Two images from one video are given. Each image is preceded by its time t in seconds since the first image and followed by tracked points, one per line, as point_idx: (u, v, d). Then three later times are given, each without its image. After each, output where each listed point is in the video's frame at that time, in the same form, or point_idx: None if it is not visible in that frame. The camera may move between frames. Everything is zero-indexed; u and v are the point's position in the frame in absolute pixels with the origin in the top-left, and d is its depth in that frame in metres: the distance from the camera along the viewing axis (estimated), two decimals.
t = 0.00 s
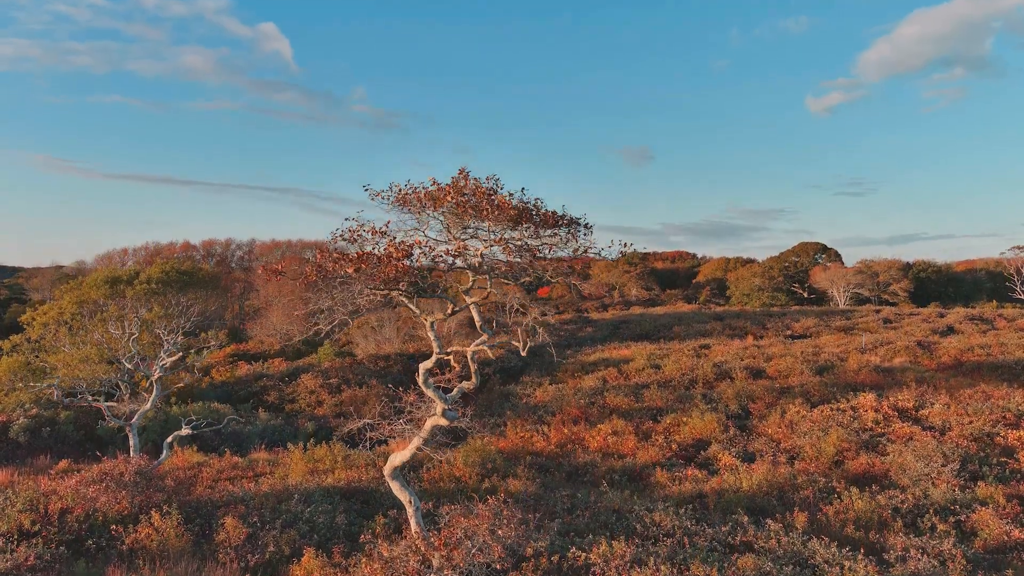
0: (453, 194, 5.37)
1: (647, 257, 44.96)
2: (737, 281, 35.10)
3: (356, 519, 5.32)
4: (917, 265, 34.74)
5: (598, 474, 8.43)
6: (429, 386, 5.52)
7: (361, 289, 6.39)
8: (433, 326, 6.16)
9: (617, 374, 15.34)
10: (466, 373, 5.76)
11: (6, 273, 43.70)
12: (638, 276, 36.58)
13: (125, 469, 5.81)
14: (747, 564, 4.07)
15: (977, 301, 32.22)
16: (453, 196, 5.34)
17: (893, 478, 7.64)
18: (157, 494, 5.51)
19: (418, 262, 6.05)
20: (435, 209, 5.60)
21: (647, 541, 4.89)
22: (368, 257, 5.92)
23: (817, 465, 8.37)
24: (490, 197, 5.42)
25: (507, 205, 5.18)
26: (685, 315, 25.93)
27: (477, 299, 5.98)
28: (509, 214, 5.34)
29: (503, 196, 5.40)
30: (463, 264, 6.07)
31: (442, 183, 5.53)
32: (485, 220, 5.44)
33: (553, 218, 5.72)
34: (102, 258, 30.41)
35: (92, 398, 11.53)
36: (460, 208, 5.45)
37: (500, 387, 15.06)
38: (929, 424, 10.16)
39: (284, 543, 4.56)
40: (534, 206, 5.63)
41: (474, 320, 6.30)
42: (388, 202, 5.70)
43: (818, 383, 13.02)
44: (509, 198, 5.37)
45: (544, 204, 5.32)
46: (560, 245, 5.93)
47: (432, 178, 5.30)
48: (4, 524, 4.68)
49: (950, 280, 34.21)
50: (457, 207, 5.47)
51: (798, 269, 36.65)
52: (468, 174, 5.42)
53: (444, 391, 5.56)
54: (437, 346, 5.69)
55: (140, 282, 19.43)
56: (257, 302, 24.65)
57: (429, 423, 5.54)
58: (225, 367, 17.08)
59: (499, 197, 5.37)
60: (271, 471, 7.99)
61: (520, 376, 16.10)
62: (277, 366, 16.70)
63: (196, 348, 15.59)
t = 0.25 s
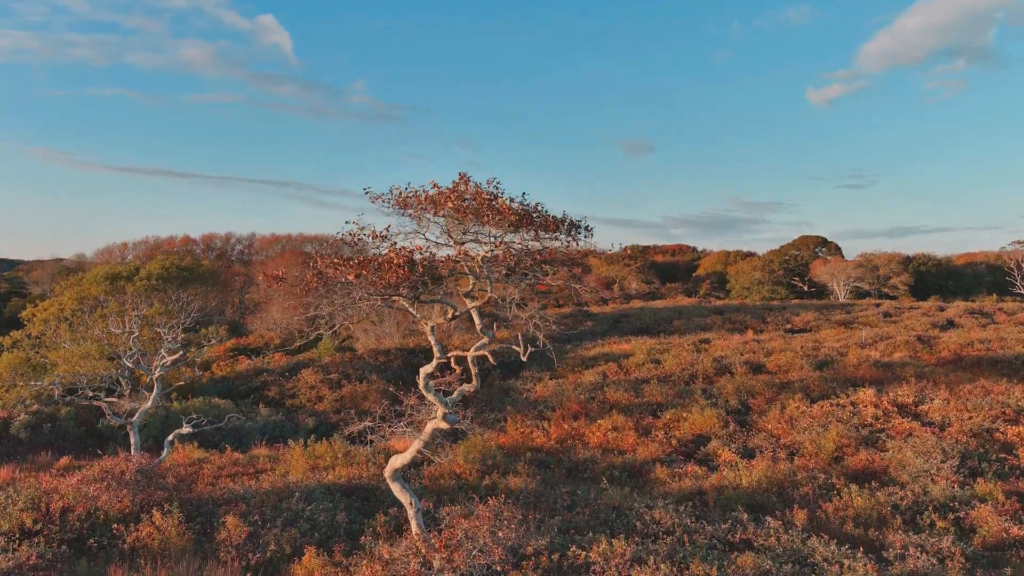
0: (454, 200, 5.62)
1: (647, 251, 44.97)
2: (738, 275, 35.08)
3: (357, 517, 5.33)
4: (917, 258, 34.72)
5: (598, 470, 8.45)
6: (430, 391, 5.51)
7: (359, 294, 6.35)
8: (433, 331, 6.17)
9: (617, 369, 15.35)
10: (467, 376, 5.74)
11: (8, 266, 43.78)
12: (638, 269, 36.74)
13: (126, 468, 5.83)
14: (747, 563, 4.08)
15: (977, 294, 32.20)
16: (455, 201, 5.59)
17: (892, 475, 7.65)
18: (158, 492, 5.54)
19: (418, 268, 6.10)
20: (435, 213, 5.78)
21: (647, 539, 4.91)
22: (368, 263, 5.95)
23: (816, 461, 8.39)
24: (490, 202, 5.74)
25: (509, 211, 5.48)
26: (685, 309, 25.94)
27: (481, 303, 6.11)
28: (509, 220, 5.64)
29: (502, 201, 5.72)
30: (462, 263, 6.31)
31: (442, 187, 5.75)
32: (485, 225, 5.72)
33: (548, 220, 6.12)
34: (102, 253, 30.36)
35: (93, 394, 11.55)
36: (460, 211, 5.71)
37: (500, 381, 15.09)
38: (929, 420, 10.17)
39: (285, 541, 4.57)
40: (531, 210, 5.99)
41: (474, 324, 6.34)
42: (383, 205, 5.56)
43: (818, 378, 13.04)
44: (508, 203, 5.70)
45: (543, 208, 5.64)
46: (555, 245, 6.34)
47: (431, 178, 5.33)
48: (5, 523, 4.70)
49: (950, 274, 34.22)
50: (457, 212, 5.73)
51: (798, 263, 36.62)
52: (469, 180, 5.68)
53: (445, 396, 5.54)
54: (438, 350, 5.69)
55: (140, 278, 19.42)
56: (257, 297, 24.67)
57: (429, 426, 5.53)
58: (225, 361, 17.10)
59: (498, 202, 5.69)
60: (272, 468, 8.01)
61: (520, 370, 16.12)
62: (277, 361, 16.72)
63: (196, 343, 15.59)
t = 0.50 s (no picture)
0: (455, 203, 5.69)
1: (647, 244, 44.93)
2: (738, 268, 35.05)
3: (358, 514, 5.34)
4: (918, 251, 34.68)
5: (598, 466, 8.47)
6: (430, 393, 5.50)
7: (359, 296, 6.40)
8: (434, 338, 6.17)
9: (617, 363, 15.37)
10: (466, 379, 5.73)
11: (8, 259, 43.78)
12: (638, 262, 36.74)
13: (127, 466, 5.84)
14: (746, 561, 4.09)
15: (977, 287, 32.19)
16: (456, 205, 5.66)
17: (892, 471, 7.67)
18: (159, 489, 5.56)
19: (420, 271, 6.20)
20: (436, 216, 5.84)
21: (647, 537, 4.93)
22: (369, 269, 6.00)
23: (816, 457, 8.41)
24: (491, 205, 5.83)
25: (510, 215, 5.54)
26: (685, 302, 25.94)
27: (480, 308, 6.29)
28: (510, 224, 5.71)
29: (503, 205, 5.80)
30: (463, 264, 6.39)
31: (443, 191, 5.82)
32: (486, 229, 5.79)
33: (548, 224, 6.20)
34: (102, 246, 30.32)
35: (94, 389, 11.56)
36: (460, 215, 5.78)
37: (500, 376, 15.12)
38: (929, 415, 10.19)
39: (286, 539, 4.59)
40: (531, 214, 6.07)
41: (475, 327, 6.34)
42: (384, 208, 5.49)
43: (818, 373, 13.05)
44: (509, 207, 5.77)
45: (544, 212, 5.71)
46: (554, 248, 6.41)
47: (430, 180, 5.37)
48: (7, 521, 4.72)
49: (950, 267, 34.19)
50: (458, 215, 5.80)
51: (799, 256, 36.58)
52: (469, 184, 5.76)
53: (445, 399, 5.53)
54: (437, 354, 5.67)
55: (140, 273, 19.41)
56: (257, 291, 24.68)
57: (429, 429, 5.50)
58: (226, 356, 17.12)
59: (499, 206, 5.77)
60: (273, 464, 8.04)
61: (520, 365, 16.15)
62: (277, 355, 16.74)
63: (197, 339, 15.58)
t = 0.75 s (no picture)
0: (456, 207, 5.77)
1: (647, 236, 44.85)
2: (738, 259, 35.02)
3: (359, 511, 5.36)
4: (918, 243, 34.63)
5: (598, 461, 8.50)
6: (431, 395, 5.49)
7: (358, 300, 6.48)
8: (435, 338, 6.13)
9: (617, 356, 15.39)
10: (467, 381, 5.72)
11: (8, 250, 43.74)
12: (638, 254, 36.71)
13: (129, 462, 5.86)
14: (746, 557, 4.10)
15: (977, 279, 32.16)
16: (457, 207, 5.74)
17: (891, 465, 7.69)
18: (161, 485, 5.57)
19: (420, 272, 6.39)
20: (436, 219, 5.94)
21: (647, 533, 4.95)
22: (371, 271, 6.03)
23: (816, 452, 8.43)
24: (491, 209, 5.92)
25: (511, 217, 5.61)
26: (685, 294, 25.92)
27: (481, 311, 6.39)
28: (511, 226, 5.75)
29: (502, 209, 5.90)
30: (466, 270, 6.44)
31: (443, 194, 5.93)
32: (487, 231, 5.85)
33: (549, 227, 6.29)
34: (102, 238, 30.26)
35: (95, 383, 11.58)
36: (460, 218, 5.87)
37: (500, 369, 15.15)
38: (928, 409, 10.20)
39: (287, 536, 4.60)
40: (532, 217, 6.15)
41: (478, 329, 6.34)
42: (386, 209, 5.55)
43: (818, 366, 13.07)
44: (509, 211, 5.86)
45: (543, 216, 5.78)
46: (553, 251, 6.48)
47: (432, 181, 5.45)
48: (10, 518, 4.74)
49: (950, 258, 34.16)
50: (460, 218, 5.87)
51: (799, 248, 36.54)
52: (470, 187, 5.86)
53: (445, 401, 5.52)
54: (438, 358, 5.68)
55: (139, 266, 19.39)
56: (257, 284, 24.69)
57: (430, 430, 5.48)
58: (226, 349, 17.13)
59: (500, 209, 5.84)
60: (274, 459, 8.06)
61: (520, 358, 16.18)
62: (278, 348, 16.75)
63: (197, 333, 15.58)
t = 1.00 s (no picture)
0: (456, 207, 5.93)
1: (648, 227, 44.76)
2: (738, 250, 34.94)
3: (360, 506, 5.38)
4: (919, 233, 34.56)
5: (598, 454, 8.53)
6: (432, 397, 5.47)
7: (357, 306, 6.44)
8: (436, 339, 6.03)
9: (617, 348, 15.39)
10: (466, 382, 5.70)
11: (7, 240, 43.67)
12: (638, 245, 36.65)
13: (130, 458, 5.88)
14: (746, 553, 4.11)
15: (977, 270, 32.11)
16: (458, 210, 5.90)
17: (890, 459, 7.71)
18: (162, 481, 5.59)
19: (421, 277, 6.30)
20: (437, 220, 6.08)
21: (647, 528, 4.97)
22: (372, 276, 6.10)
23: (815, 445, 8.46)
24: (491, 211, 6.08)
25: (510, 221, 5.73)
26: (685, 285, 25.90)
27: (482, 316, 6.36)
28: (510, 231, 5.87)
29: (501, 211, 6.03)
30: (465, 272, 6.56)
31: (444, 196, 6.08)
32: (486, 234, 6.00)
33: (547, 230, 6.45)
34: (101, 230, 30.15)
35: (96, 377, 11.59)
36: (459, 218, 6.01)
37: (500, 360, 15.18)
38: (928, 402, 10.22)
39: (289, 531, 4.62)
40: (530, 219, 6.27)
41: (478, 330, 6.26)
42: (386, 210, 5.58)
43: (817, 358, 13.08)
44: (508, 214, 6.01)
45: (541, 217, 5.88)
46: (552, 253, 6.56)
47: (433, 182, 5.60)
48: (12, 514, 4.77)
49: (950, 249, 34.11)
50: (460, 220, 6.03)
51: (799, 239, 36.45)
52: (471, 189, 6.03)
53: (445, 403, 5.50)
54: (438, 359, 5.67)
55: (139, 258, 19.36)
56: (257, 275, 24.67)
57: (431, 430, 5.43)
58: (227, 341, 17.15)
59: (498, 212, 5.99)
60: (275, 453, 8.08)
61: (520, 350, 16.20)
62: (278, 340, 16.77)
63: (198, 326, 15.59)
